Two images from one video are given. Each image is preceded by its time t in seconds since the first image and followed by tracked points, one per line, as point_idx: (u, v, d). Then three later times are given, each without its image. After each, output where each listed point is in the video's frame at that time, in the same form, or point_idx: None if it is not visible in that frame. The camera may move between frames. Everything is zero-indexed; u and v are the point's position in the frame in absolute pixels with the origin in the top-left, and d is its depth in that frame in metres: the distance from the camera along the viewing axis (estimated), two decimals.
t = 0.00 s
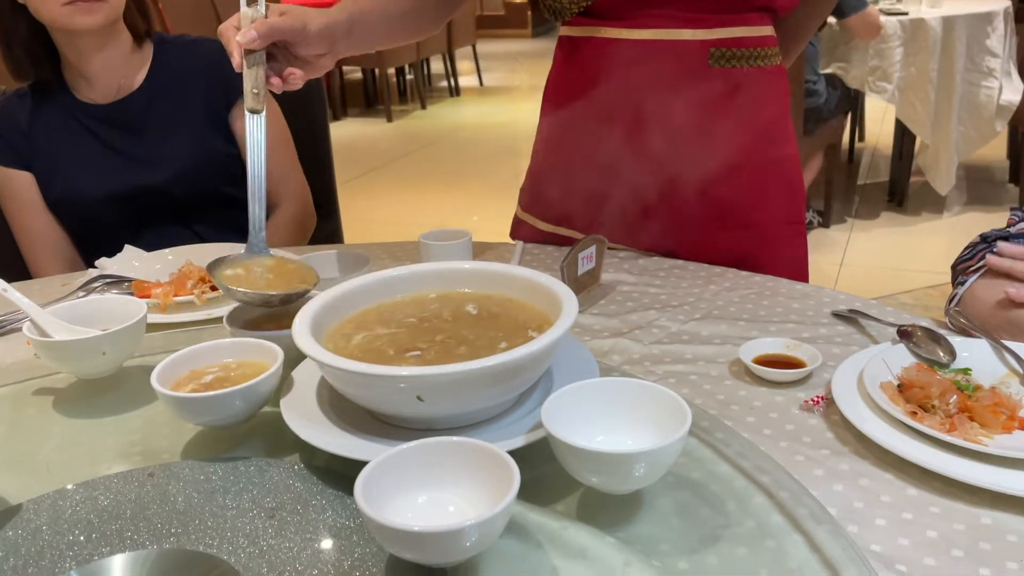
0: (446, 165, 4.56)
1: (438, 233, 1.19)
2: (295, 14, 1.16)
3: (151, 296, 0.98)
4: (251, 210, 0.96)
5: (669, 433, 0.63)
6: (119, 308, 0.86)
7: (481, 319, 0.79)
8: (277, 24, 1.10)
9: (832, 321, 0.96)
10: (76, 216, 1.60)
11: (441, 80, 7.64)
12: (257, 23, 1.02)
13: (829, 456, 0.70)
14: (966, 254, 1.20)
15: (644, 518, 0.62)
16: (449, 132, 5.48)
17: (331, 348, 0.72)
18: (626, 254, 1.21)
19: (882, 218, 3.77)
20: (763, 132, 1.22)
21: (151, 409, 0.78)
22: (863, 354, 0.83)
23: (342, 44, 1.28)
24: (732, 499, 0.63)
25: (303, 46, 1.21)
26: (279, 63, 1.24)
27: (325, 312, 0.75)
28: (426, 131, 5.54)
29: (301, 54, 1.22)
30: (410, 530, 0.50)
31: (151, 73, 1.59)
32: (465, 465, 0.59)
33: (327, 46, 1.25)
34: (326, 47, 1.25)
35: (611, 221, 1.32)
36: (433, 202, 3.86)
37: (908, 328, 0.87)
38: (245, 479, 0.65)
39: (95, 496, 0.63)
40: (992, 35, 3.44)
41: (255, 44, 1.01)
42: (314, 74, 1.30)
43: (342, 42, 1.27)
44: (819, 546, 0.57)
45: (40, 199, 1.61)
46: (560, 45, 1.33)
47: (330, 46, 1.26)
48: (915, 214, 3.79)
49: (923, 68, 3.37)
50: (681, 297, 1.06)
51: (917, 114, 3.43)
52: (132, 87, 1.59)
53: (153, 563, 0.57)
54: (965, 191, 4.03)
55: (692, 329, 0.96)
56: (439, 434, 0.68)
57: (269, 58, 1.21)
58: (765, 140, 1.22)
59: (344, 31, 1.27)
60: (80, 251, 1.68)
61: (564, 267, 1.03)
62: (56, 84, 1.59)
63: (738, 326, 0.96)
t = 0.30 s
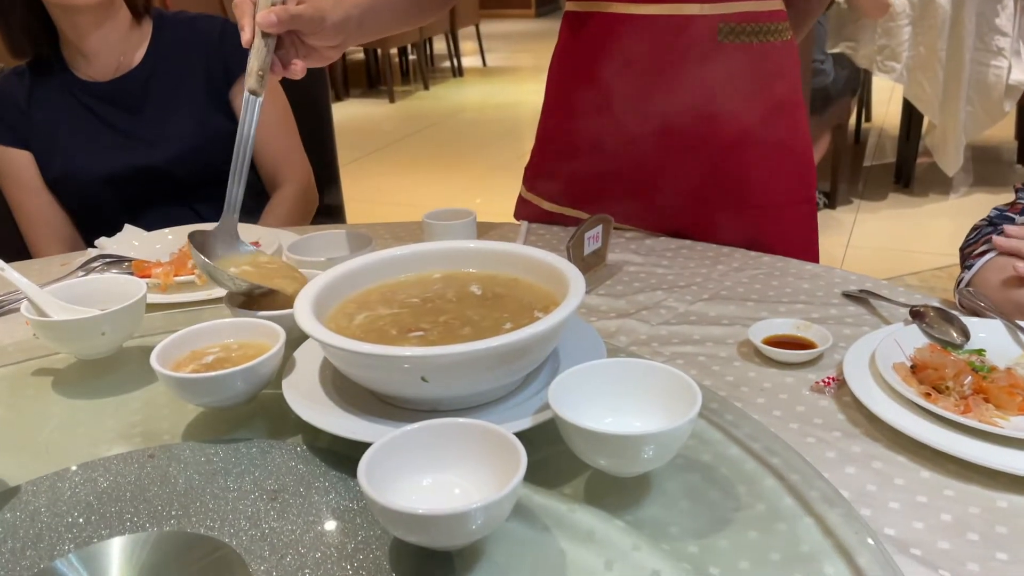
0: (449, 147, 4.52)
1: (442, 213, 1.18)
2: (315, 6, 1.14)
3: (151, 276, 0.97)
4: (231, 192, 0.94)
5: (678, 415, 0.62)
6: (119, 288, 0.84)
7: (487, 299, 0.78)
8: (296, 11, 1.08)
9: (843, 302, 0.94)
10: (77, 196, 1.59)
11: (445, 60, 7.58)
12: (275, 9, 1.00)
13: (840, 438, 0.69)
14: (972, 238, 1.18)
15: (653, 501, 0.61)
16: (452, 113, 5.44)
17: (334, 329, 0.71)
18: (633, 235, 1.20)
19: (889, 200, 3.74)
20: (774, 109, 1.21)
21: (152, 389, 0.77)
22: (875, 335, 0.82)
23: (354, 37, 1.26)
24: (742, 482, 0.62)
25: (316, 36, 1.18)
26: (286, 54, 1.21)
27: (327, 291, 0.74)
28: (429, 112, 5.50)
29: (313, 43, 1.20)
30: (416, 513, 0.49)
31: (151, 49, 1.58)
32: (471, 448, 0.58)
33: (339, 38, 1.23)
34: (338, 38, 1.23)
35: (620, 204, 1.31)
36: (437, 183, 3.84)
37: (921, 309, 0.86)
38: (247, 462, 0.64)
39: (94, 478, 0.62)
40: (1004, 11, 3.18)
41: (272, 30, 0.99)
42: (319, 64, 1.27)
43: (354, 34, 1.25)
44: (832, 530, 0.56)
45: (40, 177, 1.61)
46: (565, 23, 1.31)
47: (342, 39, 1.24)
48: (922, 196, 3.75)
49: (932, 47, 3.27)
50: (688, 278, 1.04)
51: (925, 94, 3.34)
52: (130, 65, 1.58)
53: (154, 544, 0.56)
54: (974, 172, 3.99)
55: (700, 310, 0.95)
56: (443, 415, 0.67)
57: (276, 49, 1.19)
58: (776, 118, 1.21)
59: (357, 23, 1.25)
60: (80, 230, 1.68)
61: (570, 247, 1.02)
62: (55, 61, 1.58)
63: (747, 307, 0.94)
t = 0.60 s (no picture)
0: (452, 128, 4.49)
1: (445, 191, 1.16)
2: None
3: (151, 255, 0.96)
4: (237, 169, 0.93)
5: (688, 395, 0.61)
6: (119, 267, 0.83)
7: (493, 278, 0.76)
8: None
9: (854, 282, 0.93)
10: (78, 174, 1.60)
11: (448, 40, 7.51)
12: None
13: (853, 419, 0.67)
14: (981, 220, 1.15)
15: (663, 482, 0.60)
16: (455, 94, 5.40)
17: (338, 309, 0.70)
18: (640, 214, 1.18)
19: (896, 181, 3.70)
20: (785, 83, 1.20)
21: (153, 369, 0.76)
22: (888, 315, 0.80)
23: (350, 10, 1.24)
24: (753, 463, 0.61)
25: (309, 7, 1.17)
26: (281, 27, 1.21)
27: (330, 270, 0.73)
28: (431, 93, 5.46)
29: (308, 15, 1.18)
30: (422, 494, 0.48)
31: (151, 27, 1.57)
32: (477, 429, 0.57)
33: (335, 9, 1.20)
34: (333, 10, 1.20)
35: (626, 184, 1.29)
36: (440, 165, 3.81)
37: (935, 288, 0.84)
38: (249, 442, 0.63)
39: (95, 458, 0.61)
40: None
41: (261, 3, 0.97)
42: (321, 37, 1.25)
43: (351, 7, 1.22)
44: (846, 511, 0.55)
45: (39, 156, 1.60)
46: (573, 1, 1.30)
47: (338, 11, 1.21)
48: (929, 177, 3.72)
49: (941, 26, 3.19)
50: (696, 258, 1.02)
51: (933, 73, 3.29)
52: (130, 42, 1.58)
53: (154, 523, 0.53)
54: (982, 153, 3.95)
55: (708, 290, 0.93)
56: (449, 395, 0.65)
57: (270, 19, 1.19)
58: (787, 92, 1.20)
59: None
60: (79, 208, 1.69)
61: (576, 226, 1.00)
62: (53, 37, 1.56)
63: (757, 287, 0.93)
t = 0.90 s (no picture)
0: (455, 110, 4.46)
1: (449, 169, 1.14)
2: None
3: (150, 235, 0.94)
4: (271, 115, 0.83)
5: (698, 374, 0.59)
6: (118, 245, 0.82)
7: (498, 257, 0.75)
8: None
9: (865, 262, 0.91)
10: (78, 154, 1.60)
11: (451, 22, 7.45)
12: None
13: (865, 400, 0.66)
14: (995, 198, 1.13)
15: (672, 463, 0.59)
16: (458, 75, 5.35)
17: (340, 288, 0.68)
18: (646, 194, 1.16)
19: (902, 163, 3.67)
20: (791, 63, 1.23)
21: (152, 349, 0.75)
22: (900, 295, 0.79)
23: None
24: (764, 444, 0.60)
25: None
26: None
27: (331, 249, 0.71)
28: (433, 74, 5.42)
29: None
30: (427, 475, 0.46)
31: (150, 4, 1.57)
32: (481, 408, 0.56)
33: None
34: None
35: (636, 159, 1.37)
36: (442, 146, 3.78)
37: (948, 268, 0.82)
38: (250, 423, 0.62)
39: (92, 440, 0.60)
40: None
41: None
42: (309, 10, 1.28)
43: None
44: (859, 494, 0.54)
45: (37, 134, 1.58)
46: None
47: None
48: (936, 159, 3.69)
49: (949, 6, 3.14)
50: (704, 238, 1.01)
51: (941, 54, 3.24)
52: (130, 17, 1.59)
53: (155, 507, 0.52)
54: (990, 135, 3.91)
55: (717, 270, 0.91)
56: (453, 375, 0.64)
57: None
58: (792, 71, 1.23)
59: None
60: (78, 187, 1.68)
61: (581, 205, 0.99)
62: (51, 14, 1.54)
63: (766, 267, 0.91)
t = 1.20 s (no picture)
0: (457, 93, 4.43)
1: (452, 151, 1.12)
2: None
3: (149, 216, 0.93)
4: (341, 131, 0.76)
5: (706, 357, 0.58)
6: (116, 226, 0.80)
7: (501, 238, 0.74)
8: None
9: (874, 244, 0.90)
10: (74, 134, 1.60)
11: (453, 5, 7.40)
12: None
13: (875, 384, 0.65)
14: (1006, 179, 1.11)
15: (679, 448, 0.57)
16: (460, 58, 5.32)
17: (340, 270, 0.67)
18: (651, 175, 1.15)
19: (908, 147, 3.64)
20: (800, 44, 1.24)
21: (151, 331, 0.74)
22: (910, 278, 0.77)
23: None
24: (772, 429, 0.59)
25: None
26: None
27: (330, 231, 0.69)
28: (435, 57, 5.37)
29: None
30: (429, 460, 0.45)
31: None
32: (484, 392, 0.54)
33: None
34: None
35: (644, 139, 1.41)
36: (444, 130, 3.76)
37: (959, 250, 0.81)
38: (250, 406, 0.61)
39: (89, 423, 0.59)
40: None
41: None
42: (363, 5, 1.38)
43: None
44: (870, 479, 0.53)
45: (35, 117, 1.60)
46: None
47: None
48: (942, 143, 3.66)
49: None
50: (710, 220, 0.99)
51: (948, 37, 3.21)
52: None
53: (152, 492, 0.51)
54: (996, 118, 3.88)
55: (723, 252, 0.90)
56: (456, 357, 0.63)
57: None
58: (801, 51, 1.24)
59: None
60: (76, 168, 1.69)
61: (586, 186, 0.97)
62: None
63: (774, 249, 0.90)
